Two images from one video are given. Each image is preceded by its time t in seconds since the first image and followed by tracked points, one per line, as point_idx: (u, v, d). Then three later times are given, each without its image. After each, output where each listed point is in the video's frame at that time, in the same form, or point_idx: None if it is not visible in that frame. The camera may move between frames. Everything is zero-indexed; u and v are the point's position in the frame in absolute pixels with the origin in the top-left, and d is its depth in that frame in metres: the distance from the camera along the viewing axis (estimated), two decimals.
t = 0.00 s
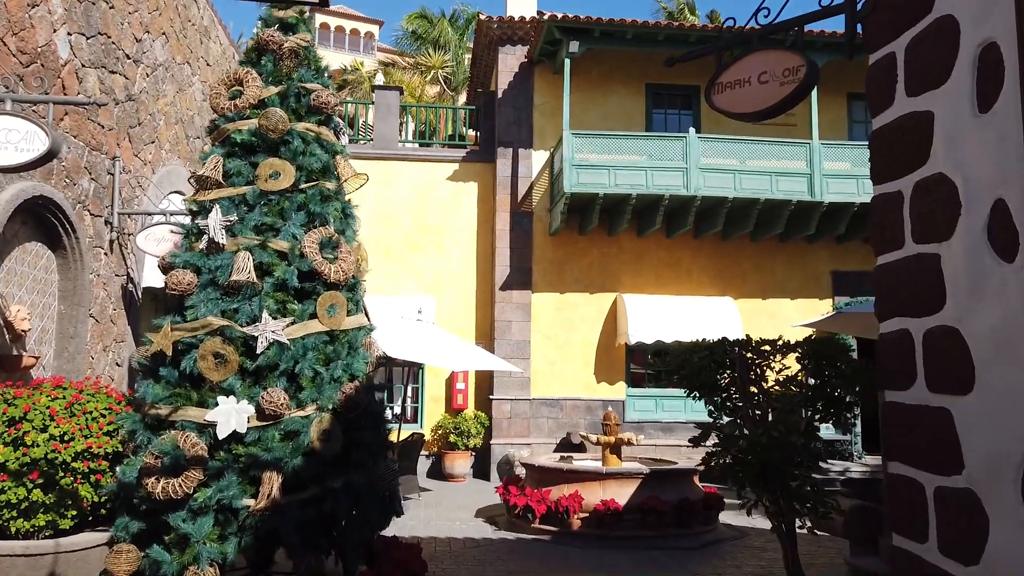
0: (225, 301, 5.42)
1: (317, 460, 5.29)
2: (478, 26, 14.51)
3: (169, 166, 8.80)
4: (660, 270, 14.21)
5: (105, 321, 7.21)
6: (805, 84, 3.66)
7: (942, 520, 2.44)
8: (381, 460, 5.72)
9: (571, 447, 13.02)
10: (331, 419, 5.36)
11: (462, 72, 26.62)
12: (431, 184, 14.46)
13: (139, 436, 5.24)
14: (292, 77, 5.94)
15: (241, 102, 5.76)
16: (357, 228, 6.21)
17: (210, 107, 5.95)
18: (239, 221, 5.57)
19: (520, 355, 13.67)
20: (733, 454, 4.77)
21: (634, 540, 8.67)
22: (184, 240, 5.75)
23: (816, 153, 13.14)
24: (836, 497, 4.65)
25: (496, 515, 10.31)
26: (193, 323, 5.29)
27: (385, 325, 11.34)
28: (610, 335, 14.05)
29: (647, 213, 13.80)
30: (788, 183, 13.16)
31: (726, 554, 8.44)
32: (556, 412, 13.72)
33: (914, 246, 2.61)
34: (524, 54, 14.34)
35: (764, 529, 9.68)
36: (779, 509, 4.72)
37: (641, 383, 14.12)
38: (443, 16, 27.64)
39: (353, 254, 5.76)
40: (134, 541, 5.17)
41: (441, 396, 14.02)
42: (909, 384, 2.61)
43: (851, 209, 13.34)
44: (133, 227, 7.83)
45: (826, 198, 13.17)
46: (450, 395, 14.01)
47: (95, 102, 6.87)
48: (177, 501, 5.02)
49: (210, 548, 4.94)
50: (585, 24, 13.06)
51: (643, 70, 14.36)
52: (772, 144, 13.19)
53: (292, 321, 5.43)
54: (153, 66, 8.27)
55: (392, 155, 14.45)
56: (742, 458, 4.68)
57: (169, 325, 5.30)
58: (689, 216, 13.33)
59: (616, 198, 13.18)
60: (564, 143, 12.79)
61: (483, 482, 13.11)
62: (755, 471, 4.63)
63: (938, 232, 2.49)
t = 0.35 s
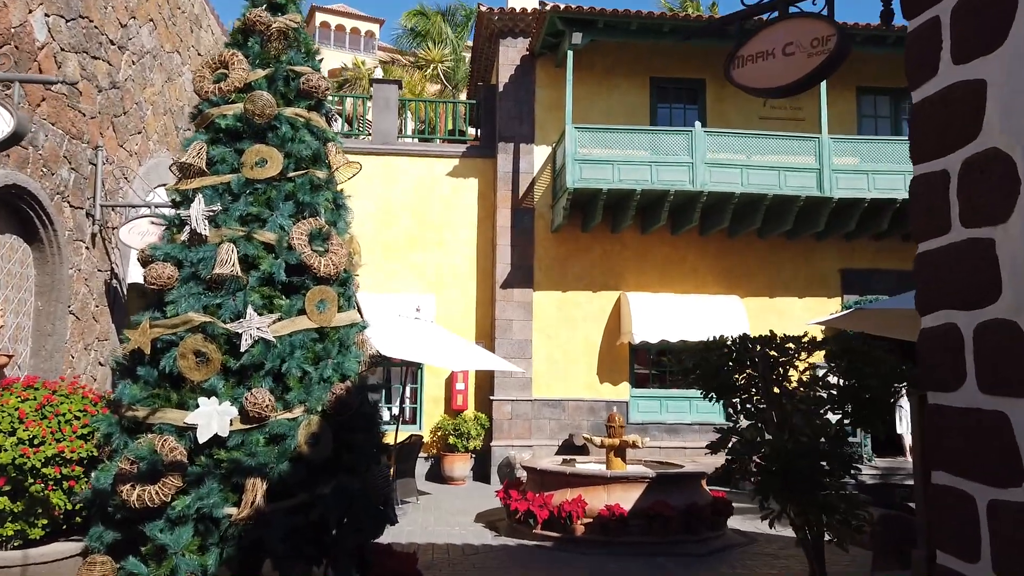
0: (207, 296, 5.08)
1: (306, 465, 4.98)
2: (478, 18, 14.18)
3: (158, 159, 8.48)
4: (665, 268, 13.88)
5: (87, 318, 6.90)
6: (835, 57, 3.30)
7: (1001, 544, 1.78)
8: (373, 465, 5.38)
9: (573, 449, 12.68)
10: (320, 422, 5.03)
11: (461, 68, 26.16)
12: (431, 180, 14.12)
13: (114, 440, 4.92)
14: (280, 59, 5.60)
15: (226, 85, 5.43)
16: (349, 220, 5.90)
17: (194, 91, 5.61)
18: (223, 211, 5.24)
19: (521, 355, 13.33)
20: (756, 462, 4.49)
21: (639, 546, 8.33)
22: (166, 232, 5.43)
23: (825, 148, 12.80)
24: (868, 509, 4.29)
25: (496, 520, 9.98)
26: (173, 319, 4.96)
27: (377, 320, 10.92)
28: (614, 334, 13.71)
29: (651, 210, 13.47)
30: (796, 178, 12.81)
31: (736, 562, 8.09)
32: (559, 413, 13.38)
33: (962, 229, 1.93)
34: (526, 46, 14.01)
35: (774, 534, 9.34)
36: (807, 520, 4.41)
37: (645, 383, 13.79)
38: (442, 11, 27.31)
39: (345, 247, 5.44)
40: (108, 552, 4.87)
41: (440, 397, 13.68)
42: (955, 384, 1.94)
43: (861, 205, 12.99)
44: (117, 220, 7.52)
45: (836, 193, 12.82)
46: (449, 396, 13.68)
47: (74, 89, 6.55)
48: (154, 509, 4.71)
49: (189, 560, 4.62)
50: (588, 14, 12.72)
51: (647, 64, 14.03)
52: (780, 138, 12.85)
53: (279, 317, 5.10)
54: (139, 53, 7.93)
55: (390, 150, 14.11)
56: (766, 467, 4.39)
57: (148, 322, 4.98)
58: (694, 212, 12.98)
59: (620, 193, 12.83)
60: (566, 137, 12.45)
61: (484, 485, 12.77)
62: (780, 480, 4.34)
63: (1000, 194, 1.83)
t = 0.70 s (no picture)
0: (175, 283, 4.71)
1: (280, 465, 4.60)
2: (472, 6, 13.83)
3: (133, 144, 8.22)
4: (664, 263, 13.52)
5: (54, 308, 6.77)
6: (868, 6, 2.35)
7: None
8: (355, 465, 5.01)
9: (571, 448, 12.33)
10: (297, 419, 4.65)
11: (455, 61, 25.85)
12: (424, 172, 13.76)
13: (75, 438, 4.56)
14: (255, 31, 5.23)
15: (196, 57, 5.06)
16: (331, 204, 5.53)
17: (164, 64, 5.24)
18: (193, 192, 4.88)
19: (516, 352, 12.97)
20: (772, 464, 4.12)
21: (639, 550, 7.98)
22: (131, 215, 5.04)
23: (828, 138, 12.44)
24: (899, 514, 3.89)
25: (490, 521, 9.62)
26: (137, 308, 4.58)
27: (366, 316, 10.53)
28: (612, 330, 13.36)
29: (650, 202, 13.12)
30: (799, 169, 12.45)
31: (740, 565, 7.75)
32: (555, 411, 13.02)
33: (1012, 194, 1.45)
34: (521, 35, 13.65)
35: (778, 536, 8.99)
36: (830, 524, 4.03)
37: (644, 380, 13.45)
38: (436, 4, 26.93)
39: (324, 231, 5.06)
40: (66, 560, 4.49)
41: (434, 395, 13.30)
42: (1005, 376, 1.46)
43: (865, 196, 12.61)
44: (87, 206, 7.26)
45: (839, 184, 12.46)
46: (443, 393, 13.30)
47: (40, 67, 6.36)
48: (115, 514, 4.34)
49: (151, 569, 4.26)
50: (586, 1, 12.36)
51: (646, 53, 13.68)
52: (782, 128, 12.50)
53: (252, 306, 4.73)
54: (112, 31, 7.65)
55: (382, 141, 13.73)
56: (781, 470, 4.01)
57: (111, 311, 4.61)
58: (694, 203, 12.60)
59: (617, 185, 12.47)
60: (563, 127, 12.09)
61: (478, 485, 12.41)
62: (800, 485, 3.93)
63: None
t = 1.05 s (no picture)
0: (138, 274, 4.33)
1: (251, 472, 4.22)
2: None
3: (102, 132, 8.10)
4: (664, 259, 13.17)
5: (19, 302, 6.48)
6: None
7: None
8: (336, 472, 4.64)
9: (568, 450, 11.97)
10: (270, 421, 4.29)
11: (449, 57, 24.81)
12: (417, 166, 13.37)
13: (26, 443, 4.17)
14: (228, 3, 4.85)
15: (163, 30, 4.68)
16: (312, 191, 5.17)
17: (129, 39, 4.86)
18: (159, 176, 4.50)
19: (512, 351, 12.60)
20: (790, 471, 3.72)
21: (639, 557, 7.62)
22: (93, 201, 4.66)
23: (832, 131, 12.08)
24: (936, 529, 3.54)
25: (484, 527, 9.25)
26: (95, 300, 4.20)
27: (354, 316, 10.16)
28: (610, 329, 13.00)
29: (649, 197, 12.75)
30: (803, 163, 12.09)
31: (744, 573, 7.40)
32: (552, 412, 12.66)
33: None
34: (516, 25, 13.28)
35: (783, 541, 8.64)
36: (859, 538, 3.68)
37: (643, 380, 13.09)
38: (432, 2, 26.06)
39: (303, 218, 4.70)
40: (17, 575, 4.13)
41: (427, 395, 12.93)
42: None
43: (870, 191, 12.23)
44: (54, 195, 7.00)
45: (844, 178, 12.09)
46: (437, 393, 12.93)
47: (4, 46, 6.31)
48: (69, 526, 3.99)
49: None
50: None
51: (644, 44, 13.32)
52: (785, 121, 12.15)
53: (221, 299, 4.36)
54: (88, 12, 7.67)
55: (374, 135, 13.33)
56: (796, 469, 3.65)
57: (68, 304, 4.24)
58: (695, 198, 12.23)
59: (616, 179, 12.11)
60: (560, 119, 11.72)
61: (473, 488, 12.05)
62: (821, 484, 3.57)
63: None
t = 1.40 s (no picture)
0: (99, 264, 3.96)
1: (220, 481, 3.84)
2: None
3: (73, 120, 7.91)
4: (665, 256, 12.82)
5: None
6: None
7: None
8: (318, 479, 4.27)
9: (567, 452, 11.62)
10: (245, 424, 3.92)
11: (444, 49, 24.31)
12: (411, 160, 13.00)
13: None
14: None
15: None
16: (293, 176, 4.81)
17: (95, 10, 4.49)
18: (124, 157, 4.14)
19: (509, 350, 12.24)
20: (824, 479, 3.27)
21: (642, 566, 7.26)
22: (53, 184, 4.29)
23: (838, 124, 11.72)
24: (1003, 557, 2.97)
25: (479, 532, 8.89)
26: (52, 292, 3.83)
27: (346, 313, 9.79)
28: (610, 327, 12.64)
29: (650, 192, 12.39)
30: (809, 156, 11.72)
31: None
32: (550, 413, 12.30)
33: None
34: (514, 15, 12.92)
35: (792, 548, 8.29)
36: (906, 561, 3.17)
37: (643, 380, 12.73)
38: None
39: (282, 204, 4.33)
40: None
41: (421, 395, 12.56)
42: None
43: (877, 186, 11.87)
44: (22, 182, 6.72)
45: (850, 173, 11.72)
46: (431, 394, 12.56)
47: None
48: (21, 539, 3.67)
49: None
50: None
51: (645, 35, 12.97)
52: (790, 113, 11.79)
53: (191, 291, 3.99)
54: None
55: (366, 127, 12.95)
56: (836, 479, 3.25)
57: (23, 295, 3.86)
58: (698, 192, 11.87)
59: (616, 173, 11.74)
60: (558, 111, 11.35)
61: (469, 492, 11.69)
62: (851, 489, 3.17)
63: None
